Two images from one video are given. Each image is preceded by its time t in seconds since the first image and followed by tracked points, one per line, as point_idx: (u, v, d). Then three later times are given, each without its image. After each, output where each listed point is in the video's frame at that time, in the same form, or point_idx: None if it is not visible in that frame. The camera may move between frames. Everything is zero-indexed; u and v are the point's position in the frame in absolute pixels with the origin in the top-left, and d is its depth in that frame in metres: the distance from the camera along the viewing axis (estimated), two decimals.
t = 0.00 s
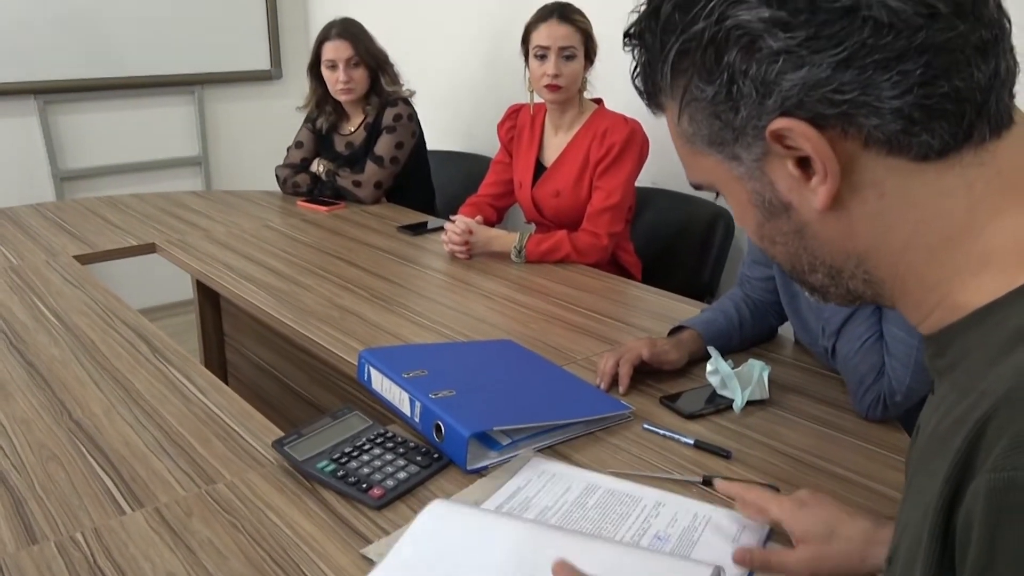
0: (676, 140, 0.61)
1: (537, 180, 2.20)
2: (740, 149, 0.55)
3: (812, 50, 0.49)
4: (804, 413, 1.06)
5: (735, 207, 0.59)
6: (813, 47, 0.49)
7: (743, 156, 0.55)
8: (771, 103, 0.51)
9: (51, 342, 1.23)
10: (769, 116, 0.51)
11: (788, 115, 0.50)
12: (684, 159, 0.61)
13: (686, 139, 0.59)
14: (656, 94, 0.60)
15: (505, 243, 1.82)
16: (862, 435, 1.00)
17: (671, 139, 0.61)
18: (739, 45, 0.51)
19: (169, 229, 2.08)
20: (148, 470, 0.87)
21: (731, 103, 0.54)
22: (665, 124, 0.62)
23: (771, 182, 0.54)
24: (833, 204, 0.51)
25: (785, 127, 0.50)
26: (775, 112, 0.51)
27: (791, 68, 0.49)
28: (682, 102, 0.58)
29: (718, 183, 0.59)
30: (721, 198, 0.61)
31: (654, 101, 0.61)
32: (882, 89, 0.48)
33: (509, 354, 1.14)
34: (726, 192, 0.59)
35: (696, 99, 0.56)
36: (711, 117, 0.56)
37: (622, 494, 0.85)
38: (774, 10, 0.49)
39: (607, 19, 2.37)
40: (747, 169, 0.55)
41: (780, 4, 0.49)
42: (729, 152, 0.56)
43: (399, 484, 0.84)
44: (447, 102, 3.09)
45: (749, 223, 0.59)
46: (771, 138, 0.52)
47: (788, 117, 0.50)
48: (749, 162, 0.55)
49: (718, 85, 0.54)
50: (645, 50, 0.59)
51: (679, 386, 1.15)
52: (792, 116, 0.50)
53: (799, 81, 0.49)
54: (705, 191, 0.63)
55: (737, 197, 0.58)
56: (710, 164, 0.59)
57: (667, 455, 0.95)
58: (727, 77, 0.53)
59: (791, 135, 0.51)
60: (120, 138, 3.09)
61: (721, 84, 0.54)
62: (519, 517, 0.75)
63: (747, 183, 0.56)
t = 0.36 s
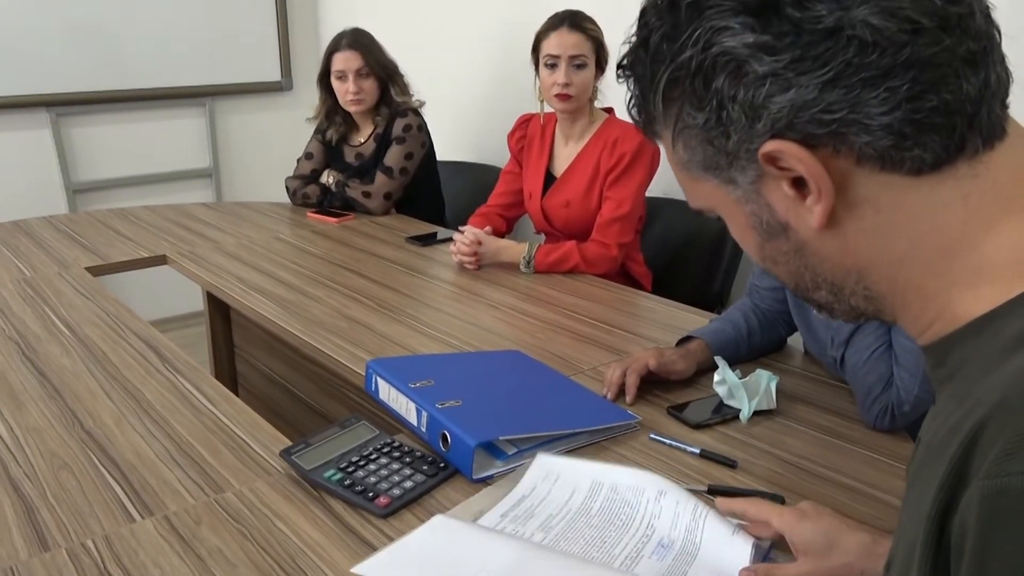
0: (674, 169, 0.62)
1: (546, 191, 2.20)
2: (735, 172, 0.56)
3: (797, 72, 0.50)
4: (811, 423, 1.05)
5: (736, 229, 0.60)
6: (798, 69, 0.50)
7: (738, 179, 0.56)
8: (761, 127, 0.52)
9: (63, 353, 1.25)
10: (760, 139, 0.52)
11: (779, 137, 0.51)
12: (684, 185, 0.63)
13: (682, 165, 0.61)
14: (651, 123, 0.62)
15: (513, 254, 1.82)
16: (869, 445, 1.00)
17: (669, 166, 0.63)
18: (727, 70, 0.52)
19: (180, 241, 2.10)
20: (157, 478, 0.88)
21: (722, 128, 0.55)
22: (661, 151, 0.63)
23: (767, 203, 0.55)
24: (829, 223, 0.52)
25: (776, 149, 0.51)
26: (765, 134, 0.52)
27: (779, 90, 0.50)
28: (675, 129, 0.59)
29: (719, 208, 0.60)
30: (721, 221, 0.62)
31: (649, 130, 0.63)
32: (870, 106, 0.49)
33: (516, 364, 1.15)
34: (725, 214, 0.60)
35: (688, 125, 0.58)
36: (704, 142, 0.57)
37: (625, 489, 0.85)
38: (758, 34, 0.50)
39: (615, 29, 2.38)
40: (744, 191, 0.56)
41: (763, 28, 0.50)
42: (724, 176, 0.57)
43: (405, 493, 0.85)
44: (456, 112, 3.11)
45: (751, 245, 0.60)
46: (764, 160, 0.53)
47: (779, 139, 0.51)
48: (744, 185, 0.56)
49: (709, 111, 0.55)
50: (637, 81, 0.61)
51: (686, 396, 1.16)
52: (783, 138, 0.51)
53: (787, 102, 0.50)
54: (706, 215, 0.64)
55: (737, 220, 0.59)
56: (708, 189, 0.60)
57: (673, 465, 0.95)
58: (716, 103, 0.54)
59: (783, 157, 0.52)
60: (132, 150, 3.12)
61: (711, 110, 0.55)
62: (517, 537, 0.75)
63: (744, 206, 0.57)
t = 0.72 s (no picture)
0: (674, 176, 0.63)
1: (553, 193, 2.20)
2: (733, 179, 0.57)
3: (790, 79, 0.51)
4: (820, 425, 1.05)
5: (735, 234, 0.62)
6: (790, 76, 0.51)
7: (737, 186, 0.57)
8: (757, 133, 0.53)
9: (73, 356, 1.26)
10: (757, 146, 0.53)
11: (775, 143, 0.52)
12: (684, 195, 0.64)
13: (681, 174, 0.62)
14: (649, 132, 0.63)
15: (521, 256, 1.82)
16: (878, 446, 0.99)
17: (668, 175, 0.64)
18: (721, 80, 0.54)
19: (189, 244, 2.11)
20: (165, 479, 0.89)
21: (719, 137, 0.56)
22: (660, 160, 0.65)
23: (766, 209, 0.57)
24: (828, 227, 0.54)
25: (773, 155, 0.52)
26: (762, 141, 0.53)
27: (773, 97, 0.51)
28: (672, 139, 0.60)
29: (717, 215, 0.62)
30: (722, 228, 0.63)
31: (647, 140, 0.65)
32: (863, 111, 0.50)
33: (524, 366, 1.15)
34: (724, 221, 0.62)
35: (684, 134, 0.59)
36: (701, 150, 0.58)
37: (631, 463, 0.82)
38: (750, 44, 0.52)
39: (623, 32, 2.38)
40: (743, 199, 0.58)
41: (755, 38, 0.51)
42: (723, 183, 0.58)
43: (413, 494, 0.85)
44: (464, 116, 3.11)
45: (751, 250, 0.61)
46: (761, 166, 0.54)
47: (775, 145, 0.52)
48: (743, 192, 0.57)
49: (704, 120, 0.56)
50: (634, 93, 0.62)
51: (694, 397, 1.15)
52: (779, 144, 0.52)
53: (781, 109, 0.51)
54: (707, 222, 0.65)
55: (737, 227, 0.61)
56: (708, 196, 0.61)
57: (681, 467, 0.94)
58: (712, 110, 0.55)
59: (780, 162, 0.53)
60: (142, 154, 3.14)
61: (707, 119, 0.56)
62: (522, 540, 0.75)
63: (743, 212, 0.59)
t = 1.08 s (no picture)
0: (669, 185, 0.64)
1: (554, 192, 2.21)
2: (727, 185, 0.58)
3: (777, 85, 0.51)
4: (821, 421, 1.05)
5: (732, 239, 0.63)
6: (778, 82, 0.51)
7: (731, 192, 0.58)
8: (748, 139, 0.54)
9: (77, 357, 1.26)
10: (749, 151, 0.54)
11: (767, 148, 0.53)
12: (680, 202, 0.65)
13: (676, 182, 0.63)
14: (642, 142, 0.64)
15: (522, 255, 1.83)
16: (880, 443, 0.99)
17: (664, 184, 0.65)
18: (710, 88, 0.54)
19: (191, 245, 2.11)
20: (169, 480, 0.89)
21: (712, 143, 0.57)
22: (654, 170, 0.66)
23: (761, 213, 0.57)
24: (822, 229, 0.54)
25: (765, 160, 0.53)
26: (754, 146, 0.54)
27: (762, 103, 0.52)
28: (665, 148, 0.61)
29: (714, 221, 0.62)
30: (718, 233, 0.64)
31: (640, 149, 0.65)
32: (851, 114, 0.50)
33: (526, 365, 1.15)
34: (721, 227, 0.62)
35: (677, 143, 0.60)
36: (694, 158, 0.59)
37: (637, 494, 0.85)
38: (737, 52, 0.52)
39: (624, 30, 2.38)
40: (738, 204, 0.58)
41: (741, 46, 0.52)
42: (717, 189, 0.59)
43: (415, 493, 0.85)
44: (466, 117, 3.12)
45: (749, 255, 0.62)
46: (754, 171, 0.54)
47: (767, 150, 0.53)
48: (738, 198, 0.58)
49: (696, 128, 0.57)
50: (626, 105, 0.63)
51: (696, 395, 1.15)
52: (770, 149, 0.53)
53: (770, 114, 0.52)
54: (704, 229, 0.66)
55: (733, 232, 0.61)
56: (703, 203, 0.62)
57: (682, 464, 0.95)
58: (703, 119, 0.56)
59: (773, 167, 0.53)
60: (146, 156, 3.15)
61: (699, 127, 0.57)
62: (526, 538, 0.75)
63: (739, 218, 0.59)
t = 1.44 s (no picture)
0: (658, 201, 0.64)
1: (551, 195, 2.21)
2: (715, 200, 0.58)
3: (759, 98, 0.51)
4: (818, 423, 1.05)
5: (722, 253, 0.63)
6: (760, 95, 0.51)
7: (718, 207, 0.58)
8: (733, 152, 0.54)
9: (74, 362, 1.26)
10: (735, 163, 0.54)
11: (752, 160, 0.53)
12: (669, 217, 0.65)
13: (665, 199, 0.63)
14: (630, 159, 0.64)
15: (520, 258, 1.83)
16: (879, 445, 0.99)
17: (653, 200, 0.65)
18: (693, 104, 0.54)
19: (188, 250, 2.11)
20: (165, 484, 0.89)
21: (697, 158, 0.57)
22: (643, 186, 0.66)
23: (749, 225, 0.57)
24: (809, 238, 0.54)
25: (751, 172, 0.53)
26: (738, 159, 0.54)
27: (745, 116, 0.52)
28: (652, 164, 0.61)
29: (703, 235, 0.63)
30: (708, 248, 0.64)
31: (628, 166, 0.65)
32: (834, 123, 0.50)
33: (522, 368, 1.15)
34: (710, 242, 0.62)
35: (663, 159, 0.60)
36: (680, 173, 0.59)
37: (635, 483, 0.85)
38: (718, 66, 0.52)
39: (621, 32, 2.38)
40: (725, 217, 0.58)
41: (723, 61, 0.52)
42: (705, 205, 0.59)
43: (411, 497, 0.85)
44: (464, 120, 3.12)
45: (738, 268, 0.62)
46: (740, 184, 0.55)
47: (752, 162, 0.53)
48: (725, 211, 0.58)
49: (681, 144, 0.57)
50: (612, 124, 0.63)
51: (693, 397, 1.15)
52: (755, 161, 0.53)
53: (753, 127, 0.52)
54: (693, 244, 0.66)
55: (723, 245, 0.61)
56: (692, 218, 0.62)
57: (680, 467, 0.95)
58: (687, 134, 0.56)
59: (759, 179, 0.53)
60: (144, 160, 3.15)
61: (684, 143, 0.57)
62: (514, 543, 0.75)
63: (727, 231, 0.59)
